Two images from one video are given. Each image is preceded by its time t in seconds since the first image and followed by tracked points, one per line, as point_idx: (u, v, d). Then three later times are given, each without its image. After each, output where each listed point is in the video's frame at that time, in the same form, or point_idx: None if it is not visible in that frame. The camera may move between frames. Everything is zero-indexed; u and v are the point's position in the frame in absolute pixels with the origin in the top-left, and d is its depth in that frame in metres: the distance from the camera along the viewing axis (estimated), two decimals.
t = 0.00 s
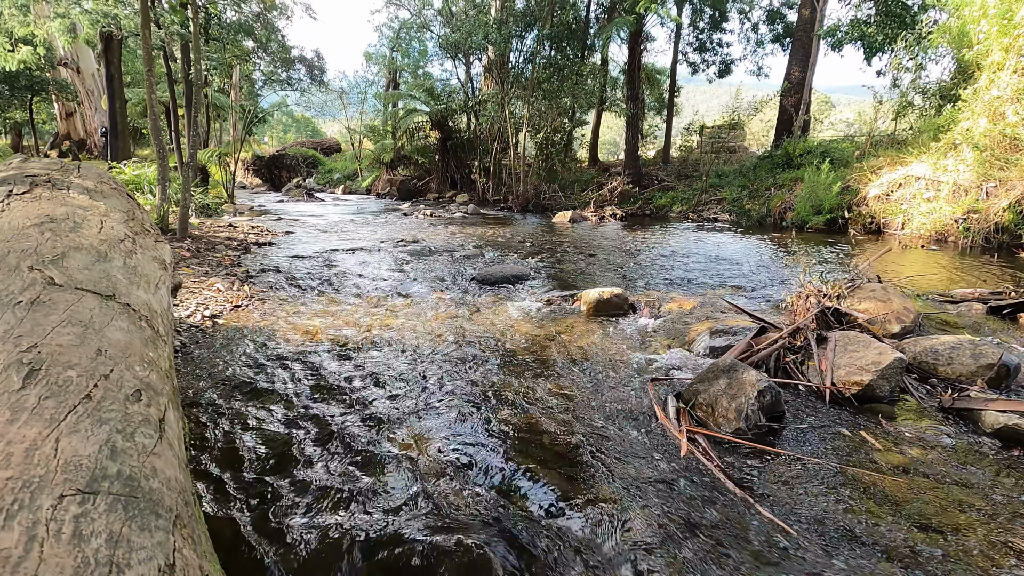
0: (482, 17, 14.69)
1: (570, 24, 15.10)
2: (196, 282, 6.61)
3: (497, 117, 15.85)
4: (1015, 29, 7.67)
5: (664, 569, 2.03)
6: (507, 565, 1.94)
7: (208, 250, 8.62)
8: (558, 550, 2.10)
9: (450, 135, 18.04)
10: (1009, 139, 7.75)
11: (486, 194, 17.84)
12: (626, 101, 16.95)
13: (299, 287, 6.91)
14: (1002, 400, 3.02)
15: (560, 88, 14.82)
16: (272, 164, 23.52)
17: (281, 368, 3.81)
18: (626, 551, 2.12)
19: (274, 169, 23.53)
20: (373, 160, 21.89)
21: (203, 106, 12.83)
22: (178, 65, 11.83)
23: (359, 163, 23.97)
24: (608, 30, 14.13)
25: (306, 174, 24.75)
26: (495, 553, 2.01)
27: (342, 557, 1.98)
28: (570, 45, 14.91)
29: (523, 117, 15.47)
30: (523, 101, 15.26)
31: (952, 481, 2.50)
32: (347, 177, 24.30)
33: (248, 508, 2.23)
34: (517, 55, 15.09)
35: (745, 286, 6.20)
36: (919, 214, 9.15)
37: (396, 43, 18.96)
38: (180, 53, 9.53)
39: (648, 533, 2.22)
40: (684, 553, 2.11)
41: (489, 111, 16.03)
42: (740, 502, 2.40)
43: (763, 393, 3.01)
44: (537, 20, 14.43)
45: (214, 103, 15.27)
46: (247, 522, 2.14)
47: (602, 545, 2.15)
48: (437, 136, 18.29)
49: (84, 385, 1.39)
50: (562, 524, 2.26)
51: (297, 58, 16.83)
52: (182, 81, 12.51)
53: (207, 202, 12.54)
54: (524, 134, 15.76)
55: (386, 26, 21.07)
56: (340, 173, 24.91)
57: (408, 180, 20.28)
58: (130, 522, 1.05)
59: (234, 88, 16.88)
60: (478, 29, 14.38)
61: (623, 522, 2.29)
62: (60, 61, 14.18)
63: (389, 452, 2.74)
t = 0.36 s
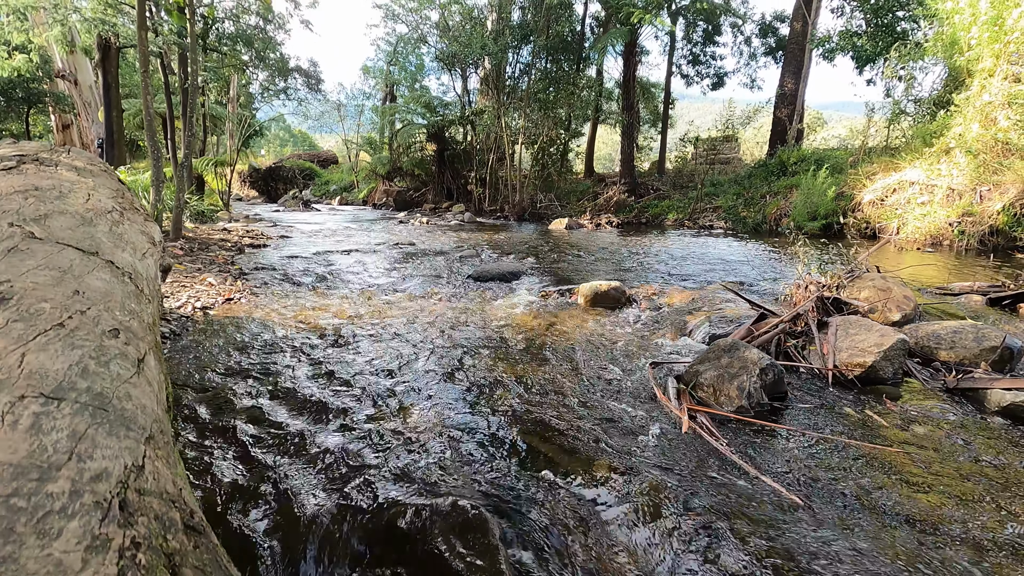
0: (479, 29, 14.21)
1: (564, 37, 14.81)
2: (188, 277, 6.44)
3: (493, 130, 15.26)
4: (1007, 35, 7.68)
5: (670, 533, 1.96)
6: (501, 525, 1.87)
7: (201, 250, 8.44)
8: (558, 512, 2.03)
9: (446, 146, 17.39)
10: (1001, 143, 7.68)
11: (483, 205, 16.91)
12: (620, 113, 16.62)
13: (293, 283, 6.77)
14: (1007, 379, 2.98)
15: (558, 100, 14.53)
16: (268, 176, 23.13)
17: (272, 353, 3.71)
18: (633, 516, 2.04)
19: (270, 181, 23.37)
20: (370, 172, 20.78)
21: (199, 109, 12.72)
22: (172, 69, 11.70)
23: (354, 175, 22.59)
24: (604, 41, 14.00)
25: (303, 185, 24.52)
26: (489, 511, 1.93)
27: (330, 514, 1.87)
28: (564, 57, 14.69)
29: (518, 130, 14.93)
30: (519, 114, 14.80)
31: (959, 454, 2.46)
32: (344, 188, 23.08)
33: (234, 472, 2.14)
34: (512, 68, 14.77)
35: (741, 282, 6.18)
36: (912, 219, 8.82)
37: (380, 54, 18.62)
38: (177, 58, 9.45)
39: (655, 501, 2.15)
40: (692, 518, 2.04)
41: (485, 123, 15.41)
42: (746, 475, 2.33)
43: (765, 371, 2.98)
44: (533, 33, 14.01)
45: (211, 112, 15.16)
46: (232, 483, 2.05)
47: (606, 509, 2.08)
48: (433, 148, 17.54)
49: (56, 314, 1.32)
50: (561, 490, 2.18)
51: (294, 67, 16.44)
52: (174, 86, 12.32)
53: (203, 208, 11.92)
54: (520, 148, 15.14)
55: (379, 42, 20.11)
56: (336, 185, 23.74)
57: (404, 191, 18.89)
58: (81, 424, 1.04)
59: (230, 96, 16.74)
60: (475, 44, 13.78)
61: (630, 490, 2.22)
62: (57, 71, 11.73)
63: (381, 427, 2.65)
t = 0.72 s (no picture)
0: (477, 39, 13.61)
1: (560, 49, 14.63)
2: (186, 278, 6.36)
3: (491, 141, 14.97)
4: (998, 43, 7.81)
5: (678, 512, 1.96)
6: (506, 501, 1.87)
7: (199, 254, 8.35)
8: (562, 490, 2.05)
9: (444, 156, 16.56)
10: (993, 151, 7.73)
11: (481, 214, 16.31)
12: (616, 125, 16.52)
13: (291, 285, 6.72)
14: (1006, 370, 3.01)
15: (554, 112, 14.38)
16: (265, 187, 22.44)
17: (270, 347, 3.68)
18: (640, 498, 2.04)
19: (268, 192, 22.82)
20: (368, 182, 20.51)
21: (197, 116, 12.69)
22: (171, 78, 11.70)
23: (351, 185, 22.46)
24: (601, 52, 13.98)
25: (300, 197, 23.56)
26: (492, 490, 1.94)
27: (336, 498, 1.86)
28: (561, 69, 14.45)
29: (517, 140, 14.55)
30: (517, 124, 14.56)
31: (962, 440, 2.47)
32: (341, 200, 22.58)
33: (235, 455, 2.14)
34: (509, 79, 14.67)
35: (739, 283, 6.21)
36: (907, 225, 8.71)
37: (375, 64, 18.55)
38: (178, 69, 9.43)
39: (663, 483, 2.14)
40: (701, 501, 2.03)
41: (481, 133, 15.11)
42: (750, 459, 2.34)
43: (766, 362, 3.02)
44: (530, 45, 13.72)
45: (210, 121, 15.13)
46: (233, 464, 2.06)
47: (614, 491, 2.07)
48: (431, 159, 16.93)
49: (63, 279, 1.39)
50: (565, 472, 2.19)
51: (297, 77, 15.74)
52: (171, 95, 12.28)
53: (201, 217, 11.35)
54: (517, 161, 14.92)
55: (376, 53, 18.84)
56: (332, 196, 23.17)
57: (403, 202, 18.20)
58: (96, 366, 1.12)
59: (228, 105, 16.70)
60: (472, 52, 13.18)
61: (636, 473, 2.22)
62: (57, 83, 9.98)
63: (382, 414, 2.65)
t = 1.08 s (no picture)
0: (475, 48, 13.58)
1: (558, 59, 14.65)
2: (186, 280, 6.30)
3: (489, 148, 14.94)
4: (991, 51, 7.91)
5: (683, 496, 1.99)
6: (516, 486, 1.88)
7: (199, 257, 8.28)
8: (570, 476, 2.07)
9: (442, 165, 16.35)
10: (989, 157, 7.79)
11: (478, 221, 16.22)
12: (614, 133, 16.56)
13: (292, 287, 6.67)
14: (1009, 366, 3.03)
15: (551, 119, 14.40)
16: (263, 196, 22.16)
17: (276, 345, 3.68)
18: (645, 483, 2.06)
19: (266, 200, 22.56)
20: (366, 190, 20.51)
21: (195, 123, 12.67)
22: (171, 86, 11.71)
23: (349, 194, 22.39)
24: (599, 61, 13.99)
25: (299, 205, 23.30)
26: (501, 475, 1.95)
27: (349, 482, 1.88)
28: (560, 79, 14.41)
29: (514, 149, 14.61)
30: (515, 132, 14.55)
31: (967, 432, 2.49)
32: (339, 208, 22.54)
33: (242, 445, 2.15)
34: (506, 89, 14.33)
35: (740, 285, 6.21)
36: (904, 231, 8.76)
37: (372, 73, 18.59)
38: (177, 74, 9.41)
39: (670, 470, 2.16)
40: (708, 487, 2.05)
41: (479, 141, 15.03)
42: (757, 449, 2.35)
43: (771, 357, 3.02)
44: (528, 55, 13.69)
45: (208, 130, 15.09)
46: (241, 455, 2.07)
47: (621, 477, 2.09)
48: (428, 167, 16.83)
49: (74, 256, 1.69)
50: (572, 461, 2.20)
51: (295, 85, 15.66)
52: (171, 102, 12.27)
53: (199, 223, 11.25)
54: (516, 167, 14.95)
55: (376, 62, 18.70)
56: (330, 204, 22.98)
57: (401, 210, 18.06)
58: (114, 324, 1.36)
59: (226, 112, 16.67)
60: (469, 61, 13.15)
61: (643, 461, 2.23)
62: (54, 90, 9.36)
63: (387, 408, 2.65)
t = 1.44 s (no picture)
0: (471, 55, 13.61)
1: (553, 67, 14.70)
2: (180, 285, 6.24)
3: (484, 154, 14.95)
4: (981, 60, 8.07)
5: (682, 498, 1.99)
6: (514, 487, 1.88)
7: (193, 263, 8.21)
8: (567, 478, 2.07)
9: (438, 170, 16.38)
10: (980, 164, 7.98)
11: (474, 227, 16.17)
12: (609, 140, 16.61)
13: (287, 293, 6.62)
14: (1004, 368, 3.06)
15: (546, 126, 14.47)
16: (258, 203, 21.97)
17: (273, 349, 3.66)
18: (644, 485, 2.06)
19: (260, 207, 22.25)
20: (361, 196, 20.45)
21: (190, 128, 12.60)
22: (166, 92, 11.67)
23: (345, 201, 22.19)
24: (593, 69, 14.05)
25: (293, 211, 23.11)
26: (502, 478, 1.94)
27: (349, 484, 1.86)
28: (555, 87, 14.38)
29: (510, 156, 14.64)
30: (511, 139, 14.57)
31: (962, 434, 2.51)
32: (334, 214, 22.44)
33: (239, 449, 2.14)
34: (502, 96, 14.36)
35: (736, 290, 6.21)
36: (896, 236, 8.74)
37: (368, 80, 18.59)
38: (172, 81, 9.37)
39: (668, 472, 2.16)
40: (705, 489, 2.05)
41: (475, 148, 15.02)
42: (756, 451, 2.35)
43: (767, 360, 3.03)
44: (523, 62, 13.70)
45: (203, 136, 15.02)
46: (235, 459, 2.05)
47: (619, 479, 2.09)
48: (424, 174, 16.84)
49: (71, 256, 1.68)
50: (570, 463, 2.20)
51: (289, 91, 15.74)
52: (165, 108, 12.22)
53: (194, 229, 11.16)
54: (511, 173, 14.96)
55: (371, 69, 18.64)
56: (325, 210, 22.88)
57: (396, 216, 18.05)
58: (113, 322, 1.35)
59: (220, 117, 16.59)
60: (465, 68, 13.17)
61: (642, 463, 2.23)
62: (48, 97, 9.38)
63: (384, 412, 2.62)
